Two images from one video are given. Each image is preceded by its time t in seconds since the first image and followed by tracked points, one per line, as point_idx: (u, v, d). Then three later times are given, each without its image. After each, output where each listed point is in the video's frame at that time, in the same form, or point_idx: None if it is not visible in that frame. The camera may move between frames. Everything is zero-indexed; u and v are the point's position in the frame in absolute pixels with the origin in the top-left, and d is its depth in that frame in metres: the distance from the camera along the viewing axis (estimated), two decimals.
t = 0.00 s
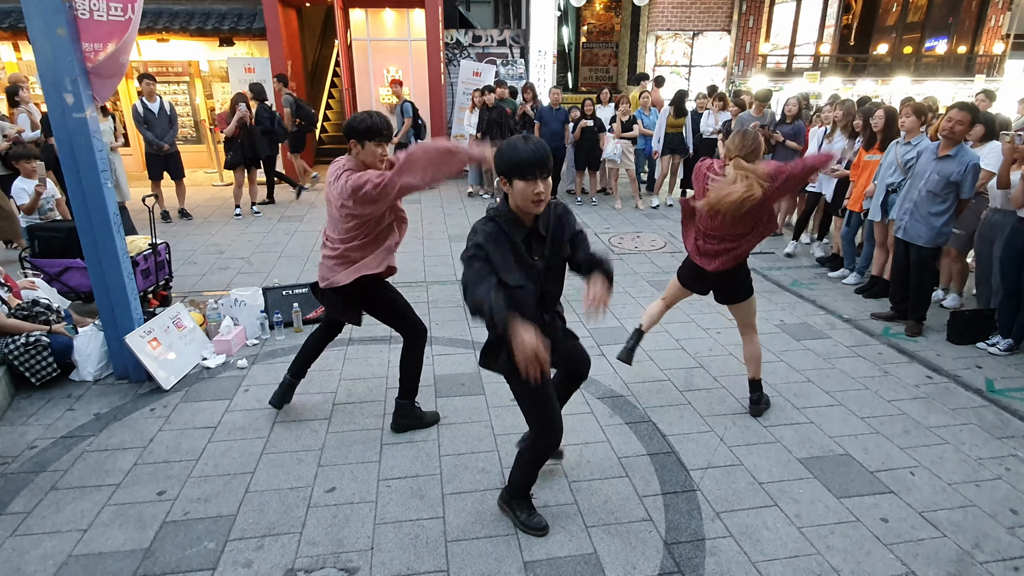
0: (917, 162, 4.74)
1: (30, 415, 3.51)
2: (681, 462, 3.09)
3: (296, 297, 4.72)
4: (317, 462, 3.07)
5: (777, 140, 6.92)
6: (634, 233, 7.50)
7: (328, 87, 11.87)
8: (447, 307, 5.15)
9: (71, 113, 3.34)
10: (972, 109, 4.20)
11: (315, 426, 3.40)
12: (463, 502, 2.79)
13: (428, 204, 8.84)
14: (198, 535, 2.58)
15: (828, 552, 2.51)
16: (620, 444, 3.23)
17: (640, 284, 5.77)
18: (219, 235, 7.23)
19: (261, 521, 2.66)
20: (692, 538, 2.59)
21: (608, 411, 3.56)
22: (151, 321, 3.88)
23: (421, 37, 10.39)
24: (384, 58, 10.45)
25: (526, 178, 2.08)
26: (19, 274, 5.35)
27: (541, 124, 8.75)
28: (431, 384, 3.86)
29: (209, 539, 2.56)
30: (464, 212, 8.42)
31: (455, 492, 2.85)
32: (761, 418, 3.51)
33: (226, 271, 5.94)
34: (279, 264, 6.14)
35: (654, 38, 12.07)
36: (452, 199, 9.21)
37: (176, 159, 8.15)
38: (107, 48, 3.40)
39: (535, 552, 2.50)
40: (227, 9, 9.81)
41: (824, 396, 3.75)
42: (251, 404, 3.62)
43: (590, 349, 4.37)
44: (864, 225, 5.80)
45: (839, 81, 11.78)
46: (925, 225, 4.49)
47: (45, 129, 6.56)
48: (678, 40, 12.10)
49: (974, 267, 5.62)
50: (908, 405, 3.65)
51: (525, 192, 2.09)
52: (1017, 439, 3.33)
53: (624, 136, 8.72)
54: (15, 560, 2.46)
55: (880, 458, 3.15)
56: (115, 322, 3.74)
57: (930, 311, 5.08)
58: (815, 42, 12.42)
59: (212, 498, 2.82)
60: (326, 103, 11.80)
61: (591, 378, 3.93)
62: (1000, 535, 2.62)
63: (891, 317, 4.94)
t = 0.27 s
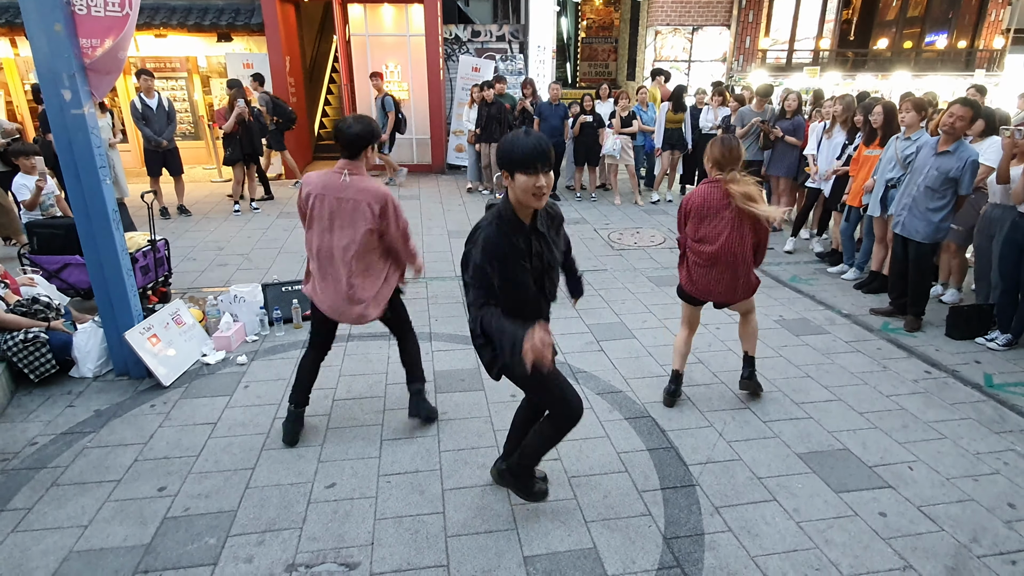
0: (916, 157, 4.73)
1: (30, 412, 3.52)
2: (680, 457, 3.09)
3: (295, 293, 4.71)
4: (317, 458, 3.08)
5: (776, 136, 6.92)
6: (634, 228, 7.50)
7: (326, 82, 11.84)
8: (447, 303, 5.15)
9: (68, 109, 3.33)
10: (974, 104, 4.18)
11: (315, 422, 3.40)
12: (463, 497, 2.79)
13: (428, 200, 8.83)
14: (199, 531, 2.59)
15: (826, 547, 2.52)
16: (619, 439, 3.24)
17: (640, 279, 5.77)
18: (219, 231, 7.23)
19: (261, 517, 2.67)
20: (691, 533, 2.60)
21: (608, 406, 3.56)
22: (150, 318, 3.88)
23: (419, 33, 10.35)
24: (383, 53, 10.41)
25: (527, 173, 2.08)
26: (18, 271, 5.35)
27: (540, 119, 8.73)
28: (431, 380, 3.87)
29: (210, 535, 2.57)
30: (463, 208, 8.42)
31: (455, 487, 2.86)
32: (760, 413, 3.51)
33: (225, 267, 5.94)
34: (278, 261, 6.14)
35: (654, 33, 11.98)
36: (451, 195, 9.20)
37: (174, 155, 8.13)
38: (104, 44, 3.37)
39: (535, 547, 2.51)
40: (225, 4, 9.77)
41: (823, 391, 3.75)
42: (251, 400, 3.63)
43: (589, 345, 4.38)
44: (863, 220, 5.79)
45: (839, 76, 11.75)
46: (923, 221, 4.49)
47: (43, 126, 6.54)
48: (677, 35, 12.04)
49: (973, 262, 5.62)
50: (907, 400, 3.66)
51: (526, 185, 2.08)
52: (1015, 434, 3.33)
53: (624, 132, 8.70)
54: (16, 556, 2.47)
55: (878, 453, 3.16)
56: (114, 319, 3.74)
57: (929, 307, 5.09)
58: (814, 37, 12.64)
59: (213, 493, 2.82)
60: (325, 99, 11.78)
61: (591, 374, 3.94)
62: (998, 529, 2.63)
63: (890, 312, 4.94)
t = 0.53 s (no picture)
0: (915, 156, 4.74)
1: (29, 411, 3.52)
2: (679, 456, 3.10)
3: (294, 293, 4.68)
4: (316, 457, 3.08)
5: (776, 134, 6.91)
6: (633, 227, 7.50)
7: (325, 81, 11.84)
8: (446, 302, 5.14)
9: (67, 109, 3.33)
10: (972, 105, 4.19)
11: (314, 421, 3.40)
12: (463, 496, 2.80)
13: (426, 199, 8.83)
14: (199, 530, 2.59)
15: (824, 545, 2.53)
16: (618, 438, 3.24)
17: (639, 278, 5.78)
18: (217, 230, 7.22)
19: (260, 516, 2.67)
20: (690, 532, 2.60)
21: (607, 405, 3.56)
22: (149, 317, 3.88)
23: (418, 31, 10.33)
24: (381, 52, 10.39)
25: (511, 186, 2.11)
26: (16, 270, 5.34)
27: (539, 118, 8.72)
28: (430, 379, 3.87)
29: (209, 534, 2.57)
30: (462, 207, 8.42)
31: (454, 486, 2.86)
32: (759, 412, 3.52)
33: (224, 266, 5.93)
34: (277, 260, 6.14)
35: (653, 32, 11.97)
36: (450, 194, 9.20)
37: (172, 154, 8.12)
38: (103, 43, 3.36)
39: (535, 546, 2.51)
40: (224, 3, 9.76)
41: (822, 390, 3.76)
42: (250, 399, 3.63)
43: (588, 344, 4.38)
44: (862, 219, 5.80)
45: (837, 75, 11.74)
46: (922, 220, 4.50)
47: (41, 125, 6.52)
48: (676, 34, 12.04)
49: (972, 261, 5.63)
50: (905, 399, 3.67)
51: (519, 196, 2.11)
52: (1012, 432, 3.34)
53: (622, 131, 8.71)
54: (15, 555, 2.47)
55: (876, 451, 3.16)
56: (113, 318, 3.74)
57: (928, 306, 5.09)
58: (813, 36, 12.66)
59: (212, 492, 2.82)
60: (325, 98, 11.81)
61: (590, 373, 3.94)
62: (995, 527, 2.64)
63: (888, 311, 4.95)
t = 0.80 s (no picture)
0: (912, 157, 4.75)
1: (28, 412, 3.51)
2: (679, 456, 3.10)
3: (293, 294, 4.69)
4: (316, 457, 3.08)
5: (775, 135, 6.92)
6: (632, 228, 7.51)
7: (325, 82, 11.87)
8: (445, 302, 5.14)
9: (65, 109, 3.33)
10: (967, 105, 4.21)
11: (313, 422, 3.40)
12: (461, 496, 2.80)
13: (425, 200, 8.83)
14: (198, 531, 2.59)
15: (823, 545, 2.53)
16: (617, 439, 3.25)
17: (637, 279, 5.78)
18: (216, 231, 7.22)
19: (260, 516, 2.67)
20: (689, 532, 2.60)
21: (606, 406, 3.57)
22: (148, 318, 3.88)
23: (417, 32, 10.32)
24: (380, 52, 10.39)
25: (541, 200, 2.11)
26: (15, 270, 5.33)
27: (537, 118, 8.72)
28: (429, 379, 3.87)
29: (208, 535, 2.57)
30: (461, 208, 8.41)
31: (452, 487, 2.86)
32: (757, 412, 3.52)
33: (223, 267, 5.93)
34: (276, 260, 6.14)
35: (651, 33, 11.97)
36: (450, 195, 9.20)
37: (171, 154, 8.12)
38: (101, 43, 3.36)
39: (534, 546, 2.51)
40: (223, 3, 9.75)
41: (820, 391, 3.76)
42: (249, 400, 3.63)
43: (586, 344, 4.38)
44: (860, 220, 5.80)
45: (836, 75, 11.75)
46: (922, 221, 4.51)
47: (40, 125, 6.52)
48: (675, 35, 12.04)
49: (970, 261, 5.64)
50: (904, 399, 3.67)
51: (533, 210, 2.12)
52: (1011, 433, 3.35)
53: (621, 132, 8.72)
54: (15, 556, 2.47)
55: (875, 452, 3.17)
56: (113, 319, 3.74)
57: (926, 306, 5.10)
58: (812, 37, 12.67)
59: (211, 493, 2.82)
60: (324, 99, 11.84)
61: (588, 373, 3.95)
62: (993, 527, 2.64)
63: (887, 311, 4.96)
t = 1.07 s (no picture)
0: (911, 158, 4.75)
1: (26, 413, 3.51)
2: (677, 457, 3.10)
3: (292, 294, 4.69)
4: (314, 458, 3.08)
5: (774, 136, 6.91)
6: (630, 229, 7.52)
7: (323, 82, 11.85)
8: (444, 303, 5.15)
9: (64, 110, 3.33)
10: (962, 106, 4.22)
11: (312, 423, 3.40)
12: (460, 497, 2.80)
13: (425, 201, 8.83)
14: (196, 532, 2.59)
15: (822, 546, 2.53)
16: (616, 439, 3.25)
17: (636, 279, 5.79)
18: (215, 231, 7.21)
19: (258, 517, 2.67)
20: (687, 533, 2.60)
21: (604, 406, 3.57)
22: (147, 319, 3.87)
23: (416, 33, 10.31)
24: (379, 53, 10.39)
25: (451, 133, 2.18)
26: (13, 271, 5.33)
27: (536, 120, 8.73)
28: (427, 380, 3.86)
29: (207, 536, 2.57)
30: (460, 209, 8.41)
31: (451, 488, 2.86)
32: (756, 413, 3.52)
33: (222, 268, 5.93)
34: (274, 261, 6.13)
35: (649, 35, 12.01)
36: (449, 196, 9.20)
37: (170, 155, 8.12)
38: (100, 44, 3.34)
39: (532, 547, 2.51)
40: (222, 4, 9.75)
41: (819, 391, 3.77)
42: (247, 401, 3.62)
43: (585, 345, 4.39)
44: (859, 221, 5.81)
45: (834, 76, 11.78)
46: (922, 221, 4.51)
47: (39, 126, 6.52)
48: (673, 36, 12.07)
49: (968, 262, 5.65)
50: (902, 400, 3.67)
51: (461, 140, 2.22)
52: (1009, 433, 3.35)
53: (620, 132, 8.74)
54: (13, 557, 2.46)
55: (873, 452, 3.17)
56: (111, 319, 3.74)
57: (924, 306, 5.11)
58: (810, 38, 12.63)
59: (210, 494, 2.82)
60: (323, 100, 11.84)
61: (587, 374, 3.95)
62: (991, 527, 2.65)
63: (885, 312, 4.96)
